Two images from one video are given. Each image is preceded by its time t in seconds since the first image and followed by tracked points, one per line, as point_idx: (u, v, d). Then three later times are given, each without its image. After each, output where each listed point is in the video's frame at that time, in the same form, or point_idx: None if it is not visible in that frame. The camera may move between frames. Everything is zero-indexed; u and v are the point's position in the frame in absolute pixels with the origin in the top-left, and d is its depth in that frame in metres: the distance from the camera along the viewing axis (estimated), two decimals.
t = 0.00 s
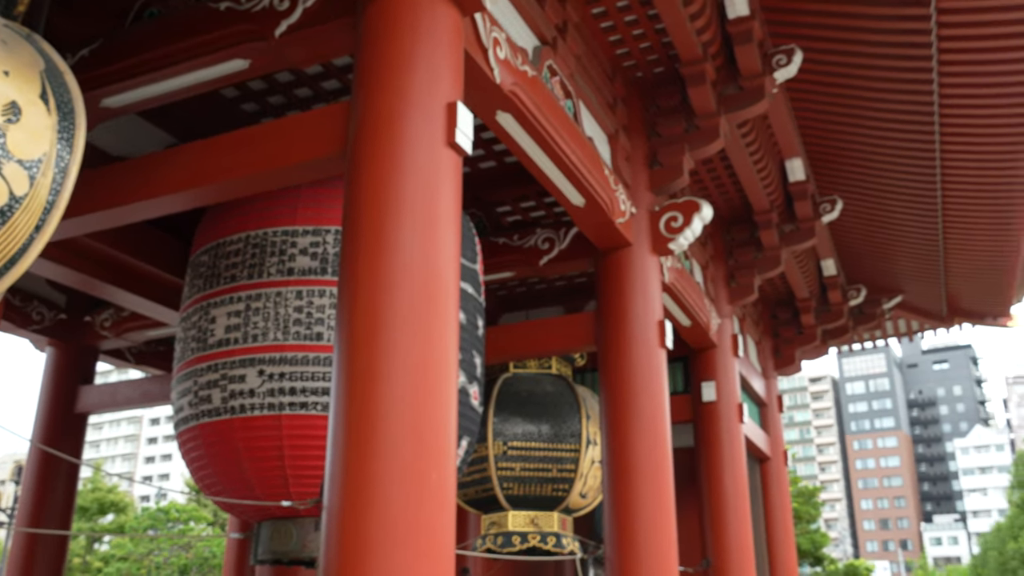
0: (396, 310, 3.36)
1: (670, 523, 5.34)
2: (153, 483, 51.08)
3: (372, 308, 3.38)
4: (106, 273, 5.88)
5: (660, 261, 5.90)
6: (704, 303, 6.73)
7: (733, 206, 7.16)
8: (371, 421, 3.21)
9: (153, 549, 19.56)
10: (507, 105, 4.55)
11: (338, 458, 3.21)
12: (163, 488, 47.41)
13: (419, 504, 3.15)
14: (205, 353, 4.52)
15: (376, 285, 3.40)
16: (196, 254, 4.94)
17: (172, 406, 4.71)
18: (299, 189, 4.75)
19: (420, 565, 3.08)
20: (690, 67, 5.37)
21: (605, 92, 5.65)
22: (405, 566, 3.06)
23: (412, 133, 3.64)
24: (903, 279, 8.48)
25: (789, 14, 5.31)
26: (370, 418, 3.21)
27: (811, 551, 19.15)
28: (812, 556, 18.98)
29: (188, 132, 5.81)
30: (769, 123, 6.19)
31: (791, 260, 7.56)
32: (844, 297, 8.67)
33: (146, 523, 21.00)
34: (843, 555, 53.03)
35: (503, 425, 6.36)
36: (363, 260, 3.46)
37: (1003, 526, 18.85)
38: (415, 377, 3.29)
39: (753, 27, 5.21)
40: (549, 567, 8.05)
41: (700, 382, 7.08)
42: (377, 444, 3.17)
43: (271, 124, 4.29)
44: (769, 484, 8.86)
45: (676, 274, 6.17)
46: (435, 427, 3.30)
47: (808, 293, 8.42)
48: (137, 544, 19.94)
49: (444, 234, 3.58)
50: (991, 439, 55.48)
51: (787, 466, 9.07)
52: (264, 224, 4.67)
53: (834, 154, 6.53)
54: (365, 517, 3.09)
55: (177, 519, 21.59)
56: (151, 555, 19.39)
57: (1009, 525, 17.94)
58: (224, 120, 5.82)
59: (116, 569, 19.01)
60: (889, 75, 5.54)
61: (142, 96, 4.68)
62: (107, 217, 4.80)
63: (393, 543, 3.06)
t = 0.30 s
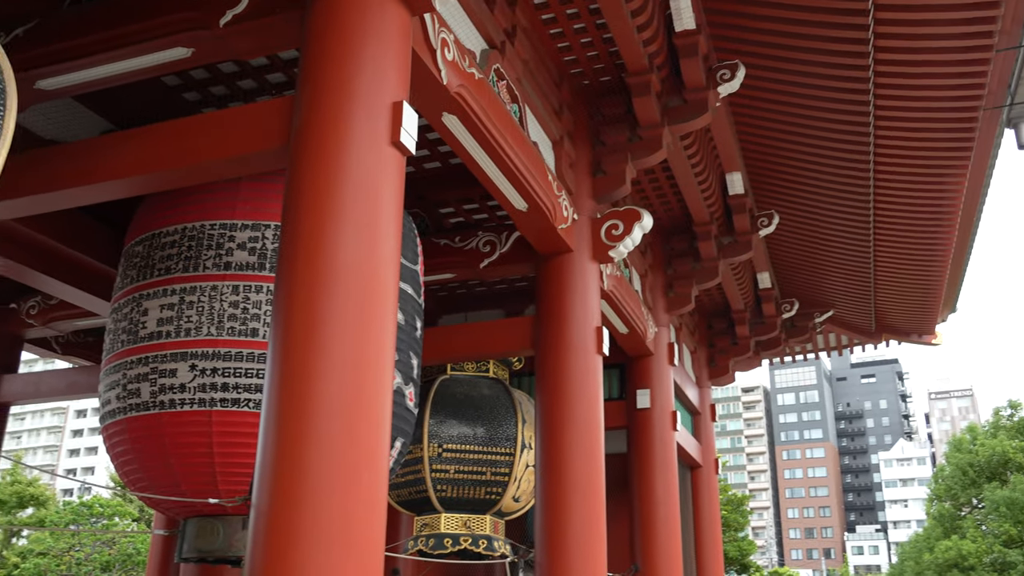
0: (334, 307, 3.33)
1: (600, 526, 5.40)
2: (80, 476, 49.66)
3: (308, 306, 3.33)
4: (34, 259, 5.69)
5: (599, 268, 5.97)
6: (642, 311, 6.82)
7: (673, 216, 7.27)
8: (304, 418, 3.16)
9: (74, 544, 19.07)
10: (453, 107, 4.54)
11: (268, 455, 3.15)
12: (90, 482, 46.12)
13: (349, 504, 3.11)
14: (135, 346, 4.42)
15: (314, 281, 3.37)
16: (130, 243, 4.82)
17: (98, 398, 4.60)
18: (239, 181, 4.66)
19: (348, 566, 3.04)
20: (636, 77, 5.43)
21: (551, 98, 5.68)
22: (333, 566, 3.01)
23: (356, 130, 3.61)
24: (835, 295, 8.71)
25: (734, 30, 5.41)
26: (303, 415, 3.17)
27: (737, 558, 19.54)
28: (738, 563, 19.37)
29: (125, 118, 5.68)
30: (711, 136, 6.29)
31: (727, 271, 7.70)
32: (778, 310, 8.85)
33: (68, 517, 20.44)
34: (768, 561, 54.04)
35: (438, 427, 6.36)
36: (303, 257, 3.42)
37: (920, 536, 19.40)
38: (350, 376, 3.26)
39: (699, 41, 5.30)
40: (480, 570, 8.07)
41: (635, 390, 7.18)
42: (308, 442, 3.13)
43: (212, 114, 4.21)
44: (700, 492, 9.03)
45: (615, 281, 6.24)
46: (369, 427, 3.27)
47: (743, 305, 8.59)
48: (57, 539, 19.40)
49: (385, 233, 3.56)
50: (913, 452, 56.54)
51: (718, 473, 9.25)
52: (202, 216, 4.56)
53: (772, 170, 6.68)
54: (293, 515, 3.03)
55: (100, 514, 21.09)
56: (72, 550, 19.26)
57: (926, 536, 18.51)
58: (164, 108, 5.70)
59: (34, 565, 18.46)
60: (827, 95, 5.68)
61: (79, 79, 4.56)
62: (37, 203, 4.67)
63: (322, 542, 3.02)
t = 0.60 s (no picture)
0: (270, 306, 3.28)
1: (534, 531, 5.42)
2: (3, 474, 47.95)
3: (243, 303, 3.27)
4: None
5: (539, 274, 6.00)
6: (581, 317, 6.87)
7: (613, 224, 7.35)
8: (236, 418, 3.10)
9: None
10: (397, 108, 4.52)
11: (197, 454, 3.08)
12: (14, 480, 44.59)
13: (280, 505, 3.07)
14: (63, 341, 4.30)
15: (251, 278, 3.31)
16: (60, 235, 4.68)
17: (22, 394, 4.46)
18: (175, 175, 4.56)
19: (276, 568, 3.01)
20: (581, 85, 5.48)
21: (496, 103, 5.69)
22: (260, 568, 2.97)
23: (298, 128, 3.57)
24: (769, 306, 8.90)
25: (678, 43, 5.50)
26: (235, 414, 3.11)
27: (669, 563, 19.82)
28: (670, 568, 19.66)
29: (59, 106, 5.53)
30: (653, 146, 6.38)
31: (666, 280, 7.81)
32: (714, 319, 9.01)
33: None
34: (698, 567, 55.37)
35: (375, 429, 6.31)
36: (239, 253, 3.35)
37: (844, 545, 19.71)
38: (285, 376, 3.22)
39: (643, 52, 5.36)
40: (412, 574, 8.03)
41: (572, 396, 7.23)
42: (239, 442, 3.07)
43: (150, 106, 4.11)
44: (633, 497, 9.14)
45: (555, 287, 6.28)
46: (302, 428, 3.23)
47: (680, 313, 8.72)
48: None
49: (324, 233, 3.53)
50: (841, 462, 58.82)
51: (652, 480, 9.36)
52: (136, 210, 4.45)
53: (712, 182, 6.80)
54: (222, 516, 2.98)
55: (21, 513, 20.43)
56: None
57: (850, 543, 18.99)
58: (101, 98, 5.57)
59: None
60: (766, 111, 5.81)
61: (10, 64, 4.43)
62: None
63: (250, 544, 2.97)
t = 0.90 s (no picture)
0: (219, 306, 3.22)
1: (485, 534, 5.42)
2: None
3: (191, 304, 3.21)
4: None
5: (494, 277, 6.01)
6: (535, 321, 6.90)
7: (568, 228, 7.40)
8: (182, 420, 3.04)
9: None
10: (352, 108, 4.49)
11: (141, 457, 3.01)
12: None
13: (226, 508, 3.03)
14: (5, 338, 4.19)
15: (200, 279, 3.25)
16: (4, 230, 4.57)
17: None
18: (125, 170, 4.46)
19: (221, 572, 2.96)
20: (537, 90, 5.50)
21: (453, 106, 5.69)
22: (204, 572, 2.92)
23: (251, 126, 3.51)
24: (721, 312, 9.02)
25: (634, 51, 5.55)
26: (181, 417, 3.04)
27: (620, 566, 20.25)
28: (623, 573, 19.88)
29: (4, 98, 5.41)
30: (608, 152, 6.43)
31: (620, 284, 7.87)
32: (666, 325, 9.11)
33: None
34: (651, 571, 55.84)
35: (326, 432, 6.28)
36: (190, 253, 3.29)
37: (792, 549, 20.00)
38: (233, 378, 3.17)
39: (600, 59, 5.41)
40: None
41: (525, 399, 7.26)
42: (186, 442, 3.01)
43: (99, 100, 4.02)
44: (585, 501, 9.20)
45: (509, 291, 6.30)
46: (250, 430, 3.18)
47: (633, 318, 8.80)
48: None
49: (276, 232, 3.48)
50: (790, 467, 59.54)
51: (604, 483, 9.44)
52: (83, 205, 4.33)
53: (665, 188, 6.88)
54: (166, 520, 2.92)
55: None
56: None
57: (798, 547, 19.30)
58: (49, 91, 5.46)
59: None
60: (719, 120, 5.89)
61: None
62: None
63: (195, 550, 2.92)
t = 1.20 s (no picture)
0: (176, 300, 3.15)
1: (443, 535, 5.40)
2: None
3: (147, 298, 3.12)
4: None
5: (456, 279, 6.00)
6: (496, 323, 6.91)
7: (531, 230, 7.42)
8: (135, 416, 2.96)
9: None
10: (315, 106, 4.45)
11: (92, 454, 2.92)
12: None
13: (179, 507, 2.96)
14: None
15: (157, 272, 3.17)
16: None
17: None
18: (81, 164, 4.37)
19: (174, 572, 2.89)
20: (502, 92, 5.50)
21: (417, 106, 5.68)
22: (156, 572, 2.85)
23: (211, 120, 3.44)
24: (681, 317, 9.10)
25: (600, 56, 5.58)
26: (134, 413, 2.96)
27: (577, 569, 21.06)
28: None
29: None
30: (573, 156, 6.45)
31: (582, 288, 7.92)
32: (627, 329, 9.16)
33: None
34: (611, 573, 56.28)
35: (285, 431, 6.22)
36: (147, 245, 3.21)
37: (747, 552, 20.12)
38: (189, 373, 3.10)
39: (565, 63, 5.42)
40: None
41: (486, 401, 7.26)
42: (140, 443, 2.93)
43: (56, 91, 3.95)
44: (544, 503, 9.23)
45: (471, 293, 6.30)
46: (205, 427, 3.11)
47: (594, 322, 8.84)
48: None
49: (235, 229, 3.41)
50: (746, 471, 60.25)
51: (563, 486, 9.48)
52: (37, 198, 4.23)
53: (628, 193, 6.93)
54: (118, 519, 2.83)
55: None
56: None
57: (754, 550, 19.53)
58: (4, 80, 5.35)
59: None
60: (682, 126, 5.94)
61: None
62: None
63: (147, 548, 2.84)
